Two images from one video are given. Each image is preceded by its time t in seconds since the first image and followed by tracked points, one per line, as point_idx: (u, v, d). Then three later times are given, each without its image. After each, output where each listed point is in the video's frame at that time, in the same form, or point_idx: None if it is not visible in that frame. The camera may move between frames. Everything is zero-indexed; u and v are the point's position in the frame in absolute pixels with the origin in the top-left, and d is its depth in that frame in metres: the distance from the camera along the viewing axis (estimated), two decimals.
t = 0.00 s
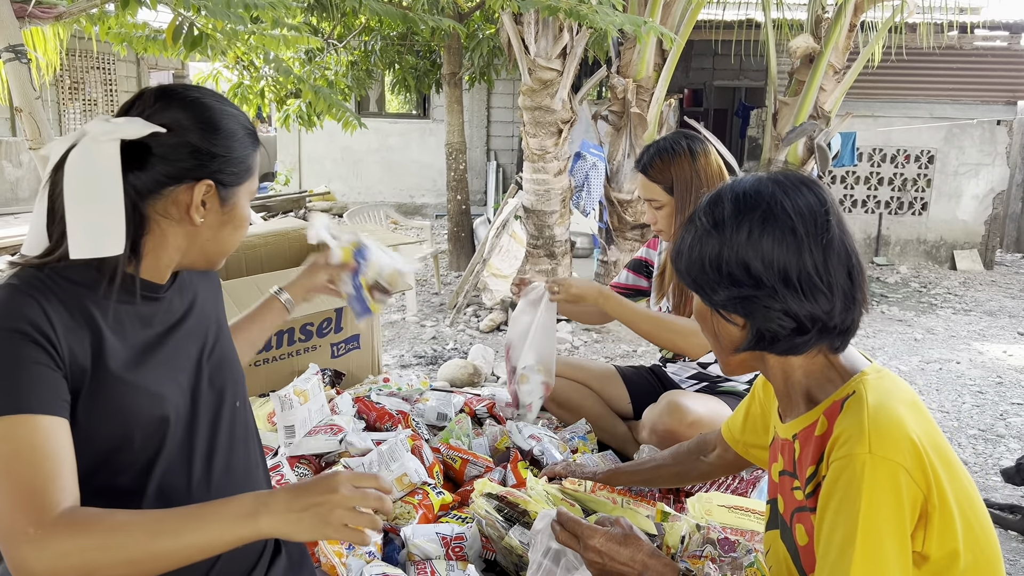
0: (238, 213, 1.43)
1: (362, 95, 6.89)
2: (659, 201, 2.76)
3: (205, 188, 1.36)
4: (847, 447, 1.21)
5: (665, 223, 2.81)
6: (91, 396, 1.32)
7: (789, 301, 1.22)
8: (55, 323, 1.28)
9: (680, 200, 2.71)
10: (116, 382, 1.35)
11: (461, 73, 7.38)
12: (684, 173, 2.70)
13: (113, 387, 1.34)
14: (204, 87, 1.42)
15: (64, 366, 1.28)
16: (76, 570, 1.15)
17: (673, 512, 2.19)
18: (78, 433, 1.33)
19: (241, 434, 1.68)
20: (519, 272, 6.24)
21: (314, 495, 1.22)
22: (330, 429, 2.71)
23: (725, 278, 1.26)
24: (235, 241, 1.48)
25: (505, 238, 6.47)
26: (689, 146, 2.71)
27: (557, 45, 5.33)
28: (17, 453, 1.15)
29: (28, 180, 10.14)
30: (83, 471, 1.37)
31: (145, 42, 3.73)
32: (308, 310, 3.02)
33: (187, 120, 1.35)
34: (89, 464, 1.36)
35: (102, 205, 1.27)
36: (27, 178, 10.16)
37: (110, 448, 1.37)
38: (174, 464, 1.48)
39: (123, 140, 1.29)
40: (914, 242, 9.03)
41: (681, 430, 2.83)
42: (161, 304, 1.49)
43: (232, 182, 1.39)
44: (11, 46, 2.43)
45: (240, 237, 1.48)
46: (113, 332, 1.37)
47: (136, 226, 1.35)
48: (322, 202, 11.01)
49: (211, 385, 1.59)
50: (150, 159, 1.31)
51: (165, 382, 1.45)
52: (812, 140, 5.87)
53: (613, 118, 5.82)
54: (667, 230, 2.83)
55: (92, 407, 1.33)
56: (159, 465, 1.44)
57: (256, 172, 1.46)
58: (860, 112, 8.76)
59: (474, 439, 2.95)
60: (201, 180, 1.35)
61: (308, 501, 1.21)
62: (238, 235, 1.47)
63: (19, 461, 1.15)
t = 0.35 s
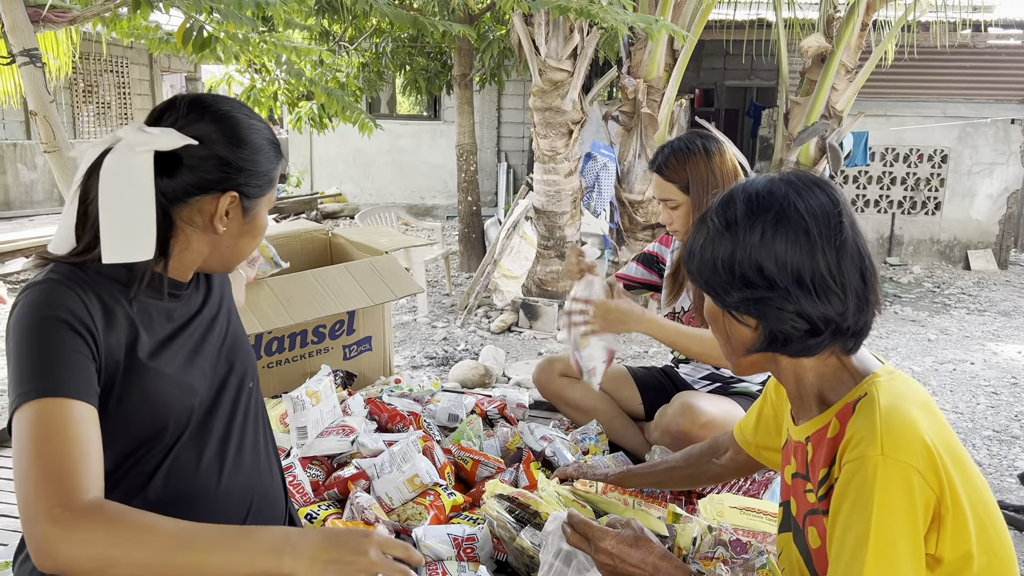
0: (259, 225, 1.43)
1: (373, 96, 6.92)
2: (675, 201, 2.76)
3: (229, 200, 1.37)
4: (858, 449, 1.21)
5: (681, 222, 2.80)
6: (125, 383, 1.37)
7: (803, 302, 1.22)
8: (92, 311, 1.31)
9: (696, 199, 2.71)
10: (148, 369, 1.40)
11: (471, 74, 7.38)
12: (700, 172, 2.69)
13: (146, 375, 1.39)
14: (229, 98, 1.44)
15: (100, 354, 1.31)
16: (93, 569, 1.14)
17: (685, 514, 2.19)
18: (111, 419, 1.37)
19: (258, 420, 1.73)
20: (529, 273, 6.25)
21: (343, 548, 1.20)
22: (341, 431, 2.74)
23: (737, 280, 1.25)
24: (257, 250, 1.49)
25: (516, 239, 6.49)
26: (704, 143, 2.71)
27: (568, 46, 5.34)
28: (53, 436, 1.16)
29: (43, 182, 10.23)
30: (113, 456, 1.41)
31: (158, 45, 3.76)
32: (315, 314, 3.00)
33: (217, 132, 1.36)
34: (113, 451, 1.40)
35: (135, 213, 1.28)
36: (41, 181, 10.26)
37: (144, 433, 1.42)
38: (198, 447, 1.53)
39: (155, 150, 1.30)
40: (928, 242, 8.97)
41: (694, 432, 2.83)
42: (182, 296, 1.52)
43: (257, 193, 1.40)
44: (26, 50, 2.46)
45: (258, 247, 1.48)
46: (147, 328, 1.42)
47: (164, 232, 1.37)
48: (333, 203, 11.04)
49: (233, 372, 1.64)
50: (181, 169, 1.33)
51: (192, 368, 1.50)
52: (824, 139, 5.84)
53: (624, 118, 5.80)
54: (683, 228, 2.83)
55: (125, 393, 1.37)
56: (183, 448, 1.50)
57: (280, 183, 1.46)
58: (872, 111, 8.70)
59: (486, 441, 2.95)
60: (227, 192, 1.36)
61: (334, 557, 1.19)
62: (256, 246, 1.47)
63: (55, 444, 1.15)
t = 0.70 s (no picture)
0: (256, 234, 1.41)
1: (380, 100, 6.94)
2: (689, 205, 2.74)
3: (220, 201, 1.36)
4: (879, 455, 1.20)
5: (695, 226, 2.79)
6: (127, 386, 1.37)
7: (831, 305, 1.22)
8: (93, 312, 1.32)
9: (712, 203, 2.70)
10: (152, 369, 1.40)
11: (479, 77, 7.40)
12: (715, 176, 2.69)
13: (153, 374, 1.41)
14: (252, 107, 1.45)
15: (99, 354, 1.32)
16: (66, 548, 1.12)
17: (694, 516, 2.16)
18: (114, 419, 1.37)
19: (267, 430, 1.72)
20: (537, 276, 6.25)
21: (301, 455, 1.21)
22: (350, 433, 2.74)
23: (763, 282, 1.25)
24: (258, 263, 1.46)
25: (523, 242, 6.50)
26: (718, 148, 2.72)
27: (575, 49, 5.33)
28: (41, 426, 1.17)
29: (53, 186, 10.30)
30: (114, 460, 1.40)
31: (167, 49, 3.78)
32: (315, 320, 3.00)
33: (232, 138, 1.37)
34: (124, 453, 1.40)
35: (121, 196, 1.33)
36: (51, 185, 10.33)
37: (143, 435, 1.41)
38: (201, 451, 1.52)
39: (148, 139, 1.35)
40: (937, 244, 8.95)
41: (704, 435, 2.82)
42: (194, 302, 1.53)
43: (257, 204, 1.38)
44: (37, 55, 2.47)
45: (261, 258, 1.46)
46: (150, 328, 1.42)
47: (157, 226, 1.38)
48: (341, 207, 11.07)
49: (245, 384, 1.65)
50: (179, 166, 1.35)
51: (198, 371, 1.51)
52: (833, 141, 5.82)
53: (631, 121, 5.80)
54: (697, 234, 2.81)
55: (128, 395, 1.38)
56: (190, 451, 1.50)
57: (287, 199, 1.43)
58: (881, 113, 8.68)
59: (494, 443, 2.95)
60: (219, 192, 1.35)
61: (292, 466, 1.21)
62: (257, 256, 1.44)
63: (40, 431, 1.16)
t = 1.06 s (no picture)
0: (227, 253, 1.37)
1: (384, 104, 6.96)
2: (696, 214, 2.73)
3: (195, 211, 1.34)
4: (904, 465, 1.19)
5: (701, 235, 2.78)
6: (131, 373, 1.41)
7: (867, 307, 1.22)
8: (101, 310, 1.37)
9: (718, 212, 2.70)
10: (154, 364, 1.44)
11: (482, 81, 7.41)
12: (721, 184, 2.69)
13: (149, 371, 1.43)
14: (278, 133, 1.42)
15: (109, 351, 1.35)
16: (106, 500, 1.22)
17: (697, 521, 2.18)
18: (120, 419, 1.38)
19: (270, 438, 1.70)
20: (541, 279, 6.26)
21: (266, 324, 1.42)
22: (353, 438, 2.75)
23: (797, 286, 1.24)
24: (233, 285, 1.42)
25: (527, 245, 6.51)
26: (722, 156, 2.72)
27: (579, 52, 5.34)
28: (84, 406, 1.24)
29: (58, 191, 10.36)
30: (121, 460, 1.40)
31: (170, 53, 3.79)
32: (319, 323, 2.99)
33: (244, 159, 1.35)
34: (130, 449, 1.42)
35: (111, 188, 1.35)
36: (56, 189, 10.38)
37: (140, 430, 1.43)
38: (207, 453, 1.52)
39: (153, 136, 1.37)
40: (942, 246, 8.95)
41: (707, 441, 2.82)
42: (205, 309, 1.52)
43: (233, 224, 1.34)
44: (41, 60, 2.49)
45: (236, 283, 1.43)
46: (149, 333, 1.43)
47: (142, 228, 1.38)
48: (345, 210, 11.11)
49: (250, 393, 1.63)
50: (173, 173, 1.35)
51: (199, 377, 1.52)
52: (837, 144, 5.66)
53: (635, 124, 5.78)
54: (702, 243, 2.81)
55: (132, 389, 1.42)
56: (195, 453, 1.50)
57: (274, 230, 1.38)
58: (885, 115, 8.66)
59: (497, 447, 2.94)
60: (198, 204, 1.34)
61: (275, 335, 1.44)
62: (230, 277, 1.41)
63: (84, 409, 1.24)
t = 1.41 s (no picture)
0: (236, 262, 1.37)
1: (386, 107, 6.97)
2: (697, 221, 2.73)
3: (206, 218, 1.34)
4: (913, 470, 1.19)
5: (702, 242, 2.78)
6: (135, 382, 1.40)
7: (868, 315, 1.21)
8: (104, 315, 1.37)
9: (719, 219, 2.70)
10: (155, 372, 1.42)
11: (484, 84, 7.41)
12: (722, 191, 2.68)
13: (150, 379, 1.41)
14: (296, 143, 1.42)
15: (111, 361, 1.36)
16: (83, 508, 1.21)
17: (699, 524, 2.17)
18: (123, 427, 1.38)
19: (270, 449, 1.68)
20: (542, 282, 6.26)
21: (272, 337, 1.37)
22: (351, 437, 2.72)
23: (797, 293, 1.23)
24: (242, 294, 1.40)
25: (528, 248, 6.50)
26: (722, 162, 2.72)
27: (579, 55, 5.36)
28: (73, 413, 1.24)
29: (59, 196, 10.35)
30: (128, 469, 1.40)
31: (171, 58, 3.80)
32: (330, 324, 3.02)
33: (261, 169, 1.35)
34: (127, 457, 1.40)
35: (132, 192, 1.38)
36: (58, 194, 10.38)
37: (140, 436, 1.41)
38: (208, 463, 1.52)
39: (173, 142, 1.39)
40: (943, 248, 8.95)
41: (709, 443, 2.83)
42: (213, 316, 1.52)
43: (244, 234, 1.34)
44: (44, 65, 2.49)
45: (244, 292, 1.41)
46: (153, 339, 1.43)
47: (156, 233, 1.39)
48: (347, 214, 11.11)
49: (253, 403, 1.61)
50: (188, 180, 1.36)
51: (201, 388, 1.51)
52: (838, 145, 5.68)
53: (636, 127, 5.78)
54: (705, 249, 2.82)
55: (134, 396, 1.40)
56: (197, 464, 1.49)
57: (286, 241, 1.37)
58: (886, 117, 8.65)
59: (499, 451, 2.93)
60: (210, 211, 1.34)
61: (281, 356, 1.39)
62: (239, 287, 1.40)
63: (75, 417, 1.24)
